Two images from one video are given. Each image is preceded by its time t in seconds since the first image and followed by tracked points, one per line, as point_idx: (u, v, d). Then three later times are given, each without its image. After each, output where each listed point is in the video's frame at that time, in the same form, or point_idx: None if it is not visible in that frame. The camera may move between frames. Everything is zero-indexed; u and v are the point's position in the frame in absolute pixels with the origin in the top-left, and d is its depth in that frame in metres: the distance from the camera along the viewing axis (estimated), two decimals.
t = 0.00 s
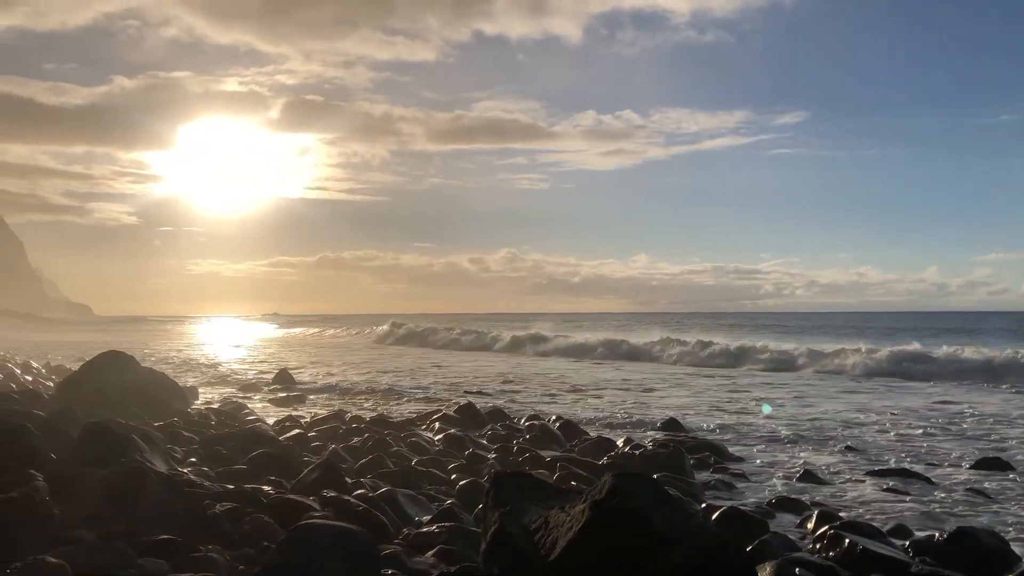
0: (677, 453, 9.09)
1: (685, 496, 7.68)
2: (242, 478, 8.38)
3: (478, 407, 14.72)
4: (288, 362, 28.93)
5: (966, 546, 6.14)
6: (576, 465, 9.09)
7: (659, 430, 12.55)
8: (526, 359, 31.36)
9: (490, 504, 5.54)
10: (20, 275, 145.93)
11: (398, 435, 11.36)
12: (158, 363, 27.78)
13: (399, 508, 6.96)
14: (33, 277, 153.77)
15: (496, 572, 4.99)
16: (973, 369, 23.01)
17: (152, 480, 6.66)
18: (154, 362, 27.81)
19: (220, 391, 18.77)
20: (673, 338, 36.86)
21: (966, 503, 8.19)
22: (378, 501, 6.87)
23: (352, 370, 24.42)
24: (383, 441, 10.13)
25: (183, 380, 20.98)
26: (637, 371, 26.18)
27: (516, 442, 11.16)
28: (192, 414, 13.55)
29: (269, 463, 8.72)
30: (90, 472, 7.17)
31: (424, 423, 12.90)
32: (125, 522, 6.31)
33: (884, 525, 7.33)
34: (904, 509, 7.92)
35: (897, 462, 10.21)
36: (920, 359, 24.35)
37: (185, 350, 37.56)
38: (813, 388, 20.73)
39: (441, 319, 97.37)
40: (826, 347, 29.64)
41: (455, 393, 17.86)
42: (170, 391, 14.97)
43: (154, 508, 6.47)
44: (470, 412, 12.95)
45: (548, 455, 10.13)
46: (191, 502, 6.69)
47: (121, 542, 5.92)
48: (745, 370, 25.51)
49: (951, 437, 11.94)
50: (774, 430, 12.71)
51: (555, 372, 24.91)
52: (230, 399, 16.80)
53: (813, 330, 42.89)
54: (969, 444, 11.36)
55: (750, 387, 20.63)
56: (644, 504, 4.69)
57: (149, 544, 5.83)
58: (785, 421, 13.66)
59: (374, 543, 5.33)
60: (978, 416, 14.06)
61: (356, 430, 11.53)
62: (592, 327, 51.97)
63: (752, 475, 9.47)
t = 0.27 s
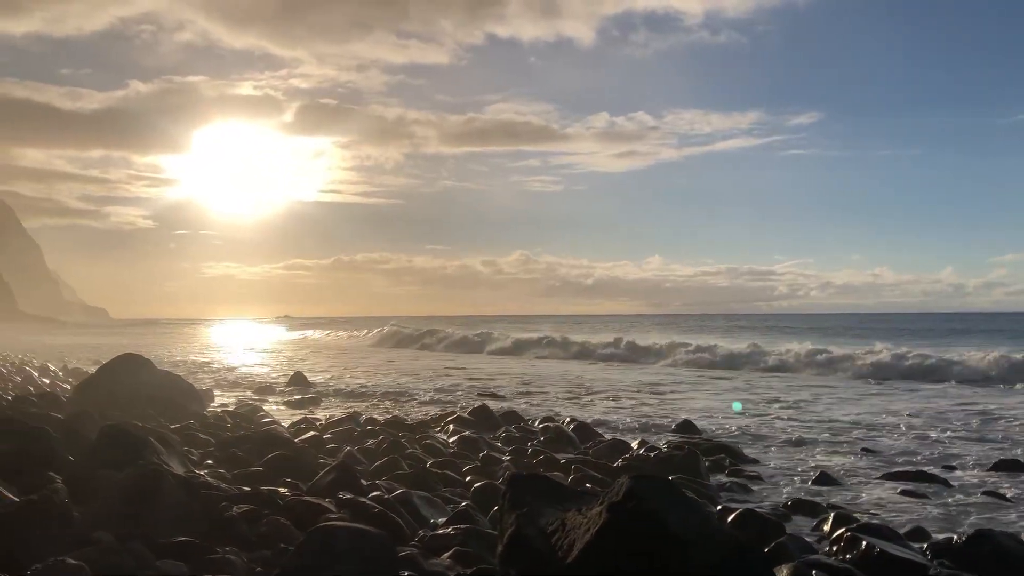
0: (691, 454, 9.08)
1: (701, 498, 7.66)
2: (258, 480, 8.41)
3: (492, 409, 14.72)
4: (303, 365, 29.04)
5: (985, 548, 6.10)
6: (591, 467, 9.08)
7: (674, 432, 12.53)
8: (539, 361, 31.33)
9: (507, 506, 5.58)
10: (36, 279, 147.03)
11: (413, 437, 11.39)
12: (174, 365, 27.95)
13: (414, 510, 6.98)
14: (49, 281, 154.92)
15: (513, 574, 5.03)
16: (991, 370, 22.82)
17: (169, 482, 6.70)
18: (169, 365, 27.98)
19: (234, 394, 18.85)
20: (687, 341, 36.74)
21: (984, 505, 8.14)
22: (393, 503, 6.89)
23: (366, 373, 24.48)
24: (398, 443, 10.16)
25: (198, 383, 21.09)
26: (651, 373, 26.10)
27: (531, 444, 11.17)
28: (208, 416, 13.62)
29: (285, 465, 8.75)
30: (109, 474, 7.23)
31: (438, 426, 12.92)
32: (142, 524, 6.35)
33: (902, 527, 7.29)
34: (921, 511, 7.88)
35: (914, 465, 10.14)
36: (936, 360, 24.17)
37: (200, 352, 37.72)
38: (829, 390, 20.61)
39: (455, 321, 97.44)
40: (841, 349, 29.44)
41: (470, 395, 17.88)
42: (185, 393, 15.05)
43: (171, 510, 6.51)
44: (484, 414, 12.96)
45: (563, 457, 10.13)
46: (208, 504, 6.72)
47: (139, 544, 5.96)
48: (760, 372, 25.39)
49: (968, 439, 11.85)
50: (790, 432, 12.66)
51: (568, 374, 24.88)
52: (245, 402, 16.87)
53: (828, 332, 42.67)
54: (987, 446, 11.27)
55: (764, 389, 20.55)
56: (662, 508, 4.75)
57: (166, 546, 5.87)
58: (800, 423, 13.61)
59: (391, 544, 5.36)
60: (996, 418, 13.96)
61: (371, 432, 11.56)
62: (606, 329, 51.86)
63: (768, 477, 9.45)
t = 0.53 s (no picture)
0: (708, 455, 9.06)
1: (718, 498, 7.64)
2: (275, 481, 8.45)
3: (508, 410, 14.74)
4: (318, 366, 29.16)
5: (1007, 550, 6.05)
6: (607, 468, 9.08)
7: (690, 433, 12.50)
8: (555, 362, 31.32)
9: (525, 508, 5.58)
10: (55, 283, 148.28)
11: (429, 438, 11.42)
12: (191, 367, 28.15)
13: (432, 511, 7.00)
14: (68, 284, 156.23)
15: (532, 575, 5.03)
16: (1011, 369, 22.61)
17: (188, 484, 6.75)
18: (187, 367, 28.18)
19: (251, 395, 18.95)
20: (703, 343, 36.66)
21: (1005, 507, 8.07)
22: (410, 504, 6.91)
23: (381, 374, 24.55)
24: (414, 444, 10.19)
25: (215, 384, 21.21)
26: (666, 374, 26.04)
27: (547, 445, 11.17)
28: (225, 418, 13.69)
29: (302, 466, 8.79)
30: (129, 475, 7.28)
31: (454, 427, 12.95)
32: (162, 525, 6.40)
33: (921, 529, 7.25)
34: (941, 513, 7.83)
35: (933, 466, 10.08)
36: (955, 361, 23.97)
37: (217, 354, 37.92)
38: (846, 391, 20.49)
39: (471, 322, 97.61)
40: (859, 350, 29.25)
41: (485, 396, 17.89)
42: (202, 394, 15.14)
43: (190, 511, 6.55)
44: (500, 415, 12.97)
45: (579, 458, 10.13)
46: (227, 505, 6.76)
47: (160, 545, 6.00)
48: (776, 373, 25.27)
49: (988, 440, 11.76)
50: (807, 433, 12.61)
51: (584, 375, 24.87)
52: (261, 403, 16.96)
53: (845, 332, 42.46)
54: (1007, 447, 11.18)
55: (781, 390, 20.44)
56: (681, 510, 4.76)
57: (186, 546, 5.91)
58: (817, 424, 13.55)
59: (410, 545, 5.38)
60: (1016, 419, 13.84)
61: (387, 433, 11.60)
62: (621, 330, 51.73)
63: (786, 479, 9.41)
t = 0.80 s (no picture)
0: (724, 456, 9.03)
1: (735, 498, 7.62)
2: (292, 481, 8.48)
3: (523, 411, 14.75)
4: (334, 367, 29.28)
5: None
6: (623, 469, 9.08)
7: (706, 434, 12.47)
8: (570, 363, 31.30)
9: (541, 508, 5.59)
10: (72, 284, 149.38)
11: (444, 438, 11.45)
12: (207, 368, 28.33)
13: (447, 511, 7.01)
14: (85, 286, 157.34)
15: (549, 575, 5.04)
16: None
17: (206, 484, 6.79)
18: (204, 368, 28.38)
19: (267, 396, 19.04)
20: (718, 343, 36.56)
21: None
22: (426, 504, 6.92)
23: (397, 375, 24.60)
24: (430, 444, 10.21)
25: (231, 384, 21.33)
26: (681, 374, 25.98)
27: (563, 445, 11.16)
28: (242, 418, 13.77)
29: (318, 466, 8.83)
30: (147, 475, 7.33)
31: (470, 427, 12.96)
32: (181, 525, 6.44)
33: (939, 530, 7.20)
34: (960, 514, 7.78)
35: (951, 467, 10.01)
36: (974, 361, 23.77)
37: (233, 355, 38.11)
38: (863, 392, 20.37)
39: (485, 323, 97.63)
40: (876, 350, 29.07)
41: (500, 397, 17.91)
42: (219, 394, 15.22)
43: (208, 511, 6.59)
44: (515, 416, 12.98)
45: (594, 458, 10.13)
46: (244, 505, 6.79)
47: (178, 545, 6.05)
48: (792, 373, 25.15)
49: (1008, 441, 11.67)
50: (824, 433, 12.55)
51: (599, 376, 24.83)
52: (278, 404, 17.03)
53: (861, 332, 42.22)
54: None
55: (797, 391, 20.34)
56: (698, 511, 4.76)
57: (204, 546, 5.94)
58: (834, 424, 13.49)
59: (427, 545, 5.39)
60: None
61: (403, 434, 11.63)
62: (636, 330, 51.61)
63: (802, 479, 9.37)
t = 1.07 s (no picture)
0: (738, 455, 9.00)
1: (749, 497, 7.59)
2: (305, 481, 8.50)
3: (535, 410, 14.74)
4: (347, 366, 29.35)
5: None
6: (636, 468, 9.06)
7: (719, 433, 12.44)
8: (582, 362, 31.24)
9: (554, 508, 5.59)
10: (87, 284, 150.26)
11: (457, 438, 11.46)
12: (221, 367, 28.43)
13: (461, 510, 7.01)
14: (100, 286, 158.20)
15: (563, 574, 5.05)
16: None
17: (221, 484, 6.81)
18: (217, 367, 28.48)
19: (280, 395, 19.10)
20: (731, 343, 36.42)
21: None
22: (439, 504, 6.93)
23: (409, 374, 24.63)
24: (443, 443, 10.22)
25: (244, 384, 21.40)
26: (694, 374, 25.90)
27: (575, 445, 11.15)
28: (255, 417, 13.82)
29: (332, 466, 8.85)
30: (162, 475, 7.37)
31: (482, 426, 12.96)
32: (195, 524, 6.47)
33: (955, 531, 7.16)
34: (976, 514, 7.73)
35: (966, 467, 9.94)
36: (990, 360, 23.58)
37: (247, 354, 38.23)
38: (878, 392, 20.24)
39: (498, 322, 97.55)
40: (891, 350, 28.90)
41: (513, 396, 17.90)
42: (233, 394, 15.28)
43: (223, 510, 6.61)
44: (528, 415, 12.97)
45: (607, 458, 10.11)
46: (258, 504, 6.82)
47: (193, 544, 6.07)
48: (806, 372, 25.01)
49: None
50: (838, 433, 12.49)
51: (611, 375, 24.79)
52: (291, 403, 17.08)
53: (876, 331, 41.96)
54: None
55: (811, 391, 20.24)
56: (713, 510, 4.75)
57: (219, 545, 5.97)
58: (848, 424, 13.42)
59: (441, 545, 5.40)
60: None
61: (416, 433, 11.64)
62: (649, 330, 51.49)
63: (816, 479, 9.33)
